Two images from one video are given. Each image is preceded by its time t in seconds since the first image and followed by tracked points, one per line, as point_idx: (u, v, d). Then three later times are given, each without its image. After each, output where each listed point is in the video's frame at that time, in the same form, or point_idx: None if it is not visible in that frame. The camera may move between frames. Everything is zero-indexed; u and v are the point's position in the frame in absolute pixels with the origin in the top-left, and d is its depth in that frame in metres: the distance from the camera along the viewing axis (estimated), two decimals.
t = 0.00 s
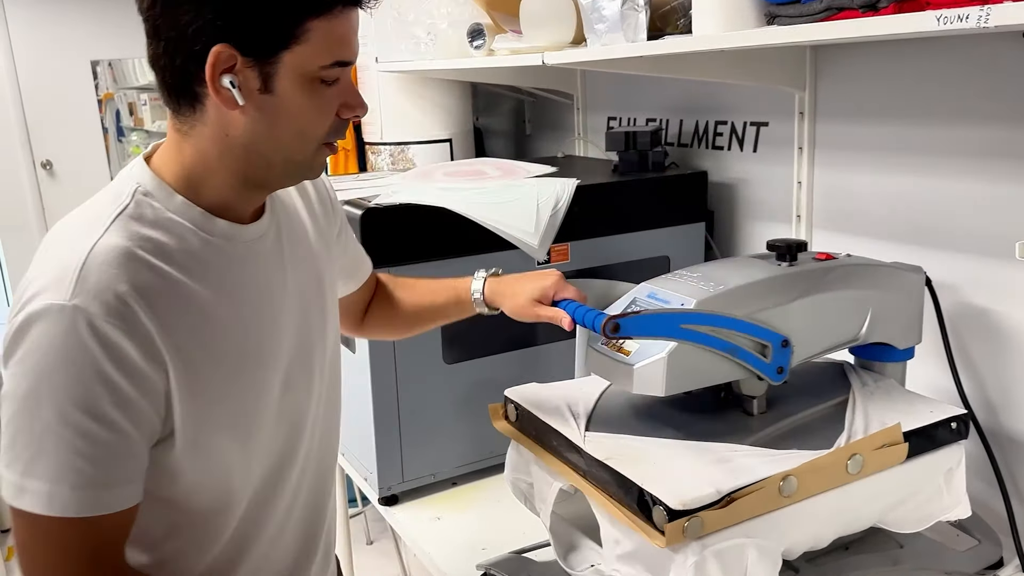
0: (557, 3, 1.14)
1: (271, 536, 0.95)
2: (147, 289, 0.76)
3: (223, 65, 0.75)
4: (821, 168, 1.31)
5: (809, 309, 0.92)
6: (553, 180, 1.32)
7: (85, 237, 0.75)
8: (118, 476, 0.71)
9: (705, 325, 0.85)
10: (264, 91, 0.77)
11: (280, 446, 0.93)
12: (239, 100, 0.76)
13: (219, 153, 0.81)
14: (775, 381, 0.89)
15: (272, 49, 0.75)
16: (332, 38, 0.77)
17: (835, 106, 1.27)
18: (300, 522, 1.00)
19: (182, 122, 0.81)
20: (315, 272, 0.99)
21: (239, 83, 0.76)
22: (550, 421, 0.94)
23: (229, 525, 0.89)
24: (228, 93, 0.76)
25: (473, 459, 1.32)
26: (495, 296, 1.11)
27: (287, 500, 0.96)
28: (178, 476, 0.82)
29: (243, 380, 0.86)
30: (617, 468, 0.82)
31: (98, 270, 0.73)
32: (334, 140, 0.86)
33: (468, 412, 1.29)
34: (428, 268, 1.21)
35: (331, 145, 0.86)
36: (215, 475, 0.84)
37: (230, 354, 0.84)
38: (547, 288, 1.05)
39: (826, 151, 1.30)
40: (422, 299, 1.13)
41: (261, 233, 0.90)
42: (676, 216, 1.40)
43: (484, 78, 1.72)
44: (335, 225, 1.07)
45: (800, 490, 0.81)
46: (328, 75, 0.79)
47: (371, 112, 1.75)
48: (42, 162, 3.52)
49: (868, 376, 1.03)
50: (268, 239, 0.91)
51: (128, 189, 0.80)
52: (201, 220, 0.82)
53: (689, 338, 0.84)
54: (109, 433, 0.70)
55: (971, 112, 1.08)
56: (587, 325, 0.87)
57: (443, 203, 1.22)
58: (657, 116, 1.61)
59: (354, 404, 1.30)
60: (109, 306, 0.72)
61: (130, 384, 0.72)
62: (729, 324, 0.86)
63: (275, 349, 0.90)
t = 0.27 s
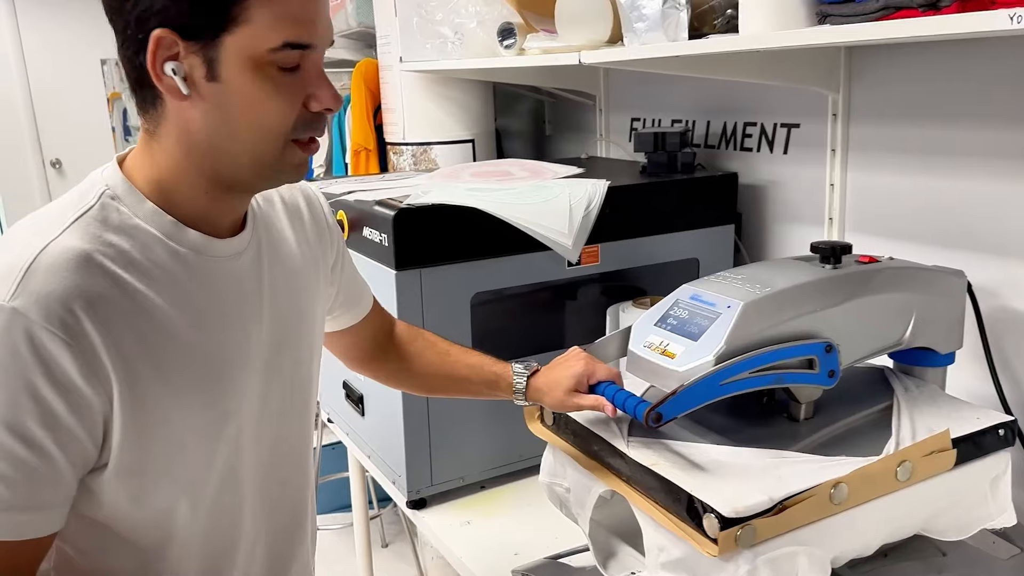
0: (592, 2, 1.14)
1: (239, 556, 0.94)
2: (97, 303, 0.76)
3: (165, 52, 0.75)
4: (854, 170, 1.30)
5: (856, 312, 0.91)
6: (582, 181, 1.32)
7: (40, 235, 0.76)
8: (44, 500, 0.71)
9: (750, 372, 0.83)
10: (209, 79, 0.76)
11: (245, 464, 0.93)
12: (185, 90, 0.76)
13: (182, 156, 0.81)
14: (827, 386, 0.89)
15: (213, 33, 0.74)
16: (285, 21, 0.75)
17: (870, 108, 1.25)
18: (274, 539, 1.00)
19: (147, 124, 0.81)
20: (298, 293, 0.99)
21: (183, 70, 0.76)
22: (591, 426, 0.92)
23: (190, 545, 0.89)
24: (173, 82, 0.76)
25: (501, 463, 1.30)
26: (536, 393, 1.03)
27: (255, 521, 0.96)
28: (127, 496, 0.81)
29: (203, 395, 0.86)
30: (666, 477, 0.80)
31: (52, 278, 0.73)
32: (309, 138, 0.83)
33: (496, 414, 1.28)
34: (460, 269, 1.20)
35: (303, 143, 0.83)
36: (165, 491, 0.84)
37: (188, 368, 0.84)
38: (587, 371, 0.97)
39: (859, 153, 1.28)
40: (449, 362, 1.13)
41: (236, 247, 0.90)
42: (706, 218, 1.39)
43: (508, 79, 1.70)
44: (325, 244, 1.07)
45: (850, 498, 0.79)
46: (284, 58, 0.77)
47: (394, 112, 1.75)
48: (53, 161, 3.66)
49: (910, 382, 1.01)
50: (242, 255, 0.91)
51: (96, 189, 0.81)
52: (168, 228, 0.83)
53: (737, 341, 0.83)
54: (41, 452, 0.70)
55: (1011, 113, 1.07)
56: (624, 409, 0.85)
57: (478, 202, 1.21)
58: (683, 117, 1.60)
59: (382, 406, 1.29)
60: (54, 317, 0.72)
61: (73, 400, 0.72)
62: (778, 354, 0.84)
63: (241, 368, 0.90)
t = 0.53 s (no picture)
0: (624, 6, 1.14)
1: (231, 548, 0.94)
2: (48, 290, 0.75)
3: (65, 36, 0.76)
4: (874, 178, 1.29)
5: (886, 321, 0.91)
6: (603, 187, 1.32)
7: None
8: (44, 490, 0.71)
9: (782, 380, 0.83)
10: (85, 62, 0.75)
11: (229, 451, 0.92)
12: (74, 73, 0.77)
13: (109, 143, 0.81)
14: (859, 395, 0.88)
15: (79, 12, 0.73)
16: None
17: (892, 116, 1.25)
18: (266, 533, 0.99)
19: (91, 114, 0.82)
20: (270, 280, 0.97)
21: (76, 55, 0.77)
22: (620, 433, 0.92)
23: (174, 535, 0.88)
24: (69, 64, 0.77)
25: (519, 469, 1.30)
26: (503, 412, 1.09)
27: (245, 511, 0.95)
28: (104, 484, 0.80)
29: (171, 383, 0.84)
30: (699, 484, 0.80)
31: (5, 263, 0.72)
32: (214, 127, 0.79)
33: (515, 422, 1.28)
34: (481, 275, 1.20)
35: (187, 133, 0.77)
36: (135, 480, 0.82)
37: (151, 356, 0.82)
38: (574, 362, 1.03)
39: (880, 161, 1.28)
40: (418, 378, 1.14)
41: (199, 233, 0.89)
42: (725, 225, 1.39)
43: (523, 84, 1.70)
44: (292, 241, 1.05)
45: (885, 507, 0.79)
46: (132, 37, 0.74)
47: (409, 116, 1.75)
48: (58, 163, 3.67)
49: (937, 391, 1.01)
50: (207, 241, 0.90)
51: (48, 181, 0.80)
52: (125, 213, 0.82)
53: (770, 351, 0.83)
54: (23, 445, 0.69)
55: None
56: (654, 415, 0.83)
57: (499, 207, 1.21)
58: (700, 124, 1.60)
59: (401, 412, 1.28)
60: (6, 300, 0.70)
61: (42, 387, 0.71)
62: (812, 364, 0.84)
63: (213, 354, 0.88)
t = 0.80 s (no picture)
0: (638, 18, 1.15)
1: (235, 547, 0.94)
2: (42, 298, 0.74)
3: (49, 55, 0.74)
4: (884, 191, 1.30)
5: (899, 334, 0.91)
6: (613, 198, 1.32)
7: None
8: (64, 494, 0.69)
9: (799, 392, 0.83)
10: (85, 82, 0.74)
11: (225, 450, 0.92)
12: (64, 92, 0.76)
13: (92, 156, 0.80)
14: (872, 408, 0.88)
15: (76, 33, 0.73)
16: (147, 18, 0.72)
17: (902, 128, 1.25)
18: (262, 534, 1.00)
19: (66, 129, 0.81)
20: (248, 277, 1.00)
21: (66, 73, 0.75)
22: (632, 445, 0.91)
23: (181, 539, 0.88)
24: (55, 84, 0.76)
25: (527, 479, 1.29)
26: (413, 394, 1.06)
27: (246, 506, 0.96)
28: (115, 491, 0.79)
29: (168, 378, 0.85)
30: (713, 498, 0.80)
31: None
32: (215, 138, 0.80)
33: (524, 433, 1.28)
34: (491, 285, 1.20)
35: (202, 145, 0.79)
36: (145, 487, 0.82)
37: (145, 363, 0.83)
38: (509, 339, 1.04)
39: (890, 173, 1.28)
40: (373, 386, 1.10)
41: (176, 236, 0.90)
42: (734, 236, 1.39)
43: (531, 94, 1.71)
44: (268, 244, 1.07)
45: (900, 522, 0.79)
46: (153, 60, 0.74)
47: (417, 126, 1.75)
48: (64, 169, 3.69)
49: (949, 405, 1.01)
50: (185, 243, 0.91)
51: (21, 197, 0.80)
52: (103, 220, 0.82)
53: (785, 363, 0.83)
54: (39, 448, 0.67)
55: None
56: (669, 427, 0.83)
57: (510, 217, 1.21)
58: (708, 135, 1.60)
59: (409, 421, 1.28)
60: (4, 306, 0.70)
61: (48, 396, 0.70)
62: (827, 377, 0.84)
63: (203, 353, 0.90)
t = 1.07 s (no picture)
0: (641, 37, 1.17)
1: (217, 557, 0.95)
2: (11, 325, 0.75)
3: (82, 74, 0.75)
4: (887, 208, 1.30)
5: (900, 351, 0.91)
6: (616, 213, 1.33)
7: None
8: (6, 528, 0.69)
9: (798, 410, 0.83)
10: (128, 100, 0.76)
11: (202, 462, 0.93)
12: (101, 110, 0.76)
13: (94, 175, 0.80)
14: (872, 425, 0.88)
15: (130, 54, 0.75)
16: (198, 37, 0.77)
17: (905, 146, 1.26)
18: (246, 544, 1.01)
19: (53, 147, 0.80)
20: (230, 292, 0.99)
21: (101, 91, 0.75)
22: (632, 459, 0.92)
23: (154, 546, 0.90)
24: (90, 103, 0.76)
25: (529, 493, 1.30)
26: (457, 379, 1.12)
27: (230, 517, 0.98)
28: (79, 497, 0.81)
29: (143, 396, 0.86)
30: (712, 513, 0.80)
31: None
32: (227, 151, 0.85)
33: (527, 447, 1.28)
34: (495, 299, 1.21)
35: (224, 154, 0.85)
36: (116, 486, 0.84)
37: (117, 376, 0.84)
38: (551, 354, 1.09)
39: (894, 190, 1.29)
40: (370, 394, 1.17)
41: (151, 256, 0.90)
42: (738, 252, 1.39)
43: (537, 110, 1.72)
44: (248, 253, 1.07)
45: (898, 538, 0.79)
46: (201, 76, 0.79)
47: (424, 141, 1.77)
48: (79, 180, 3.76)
49: (951, 422, 1.01)
50: (162, 263, 0.91)
51: None
52: (80, 243, 0.82)
53: (784, 380, 0.83)
54: None
55: None
56: (668, 442, 0.83)
57: (514, 232, 1.22)
58: (714, 151, 1.61)
59: (413, 434, 1.29)
60: None
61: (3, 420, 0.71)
62: (827, 394, 0.85)
63: (176, 369, 0.89)
